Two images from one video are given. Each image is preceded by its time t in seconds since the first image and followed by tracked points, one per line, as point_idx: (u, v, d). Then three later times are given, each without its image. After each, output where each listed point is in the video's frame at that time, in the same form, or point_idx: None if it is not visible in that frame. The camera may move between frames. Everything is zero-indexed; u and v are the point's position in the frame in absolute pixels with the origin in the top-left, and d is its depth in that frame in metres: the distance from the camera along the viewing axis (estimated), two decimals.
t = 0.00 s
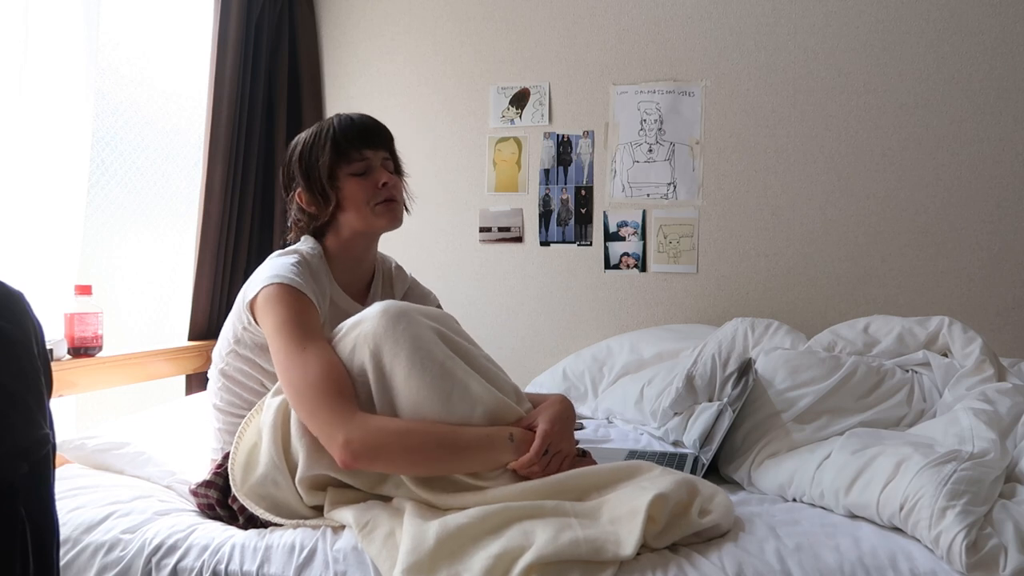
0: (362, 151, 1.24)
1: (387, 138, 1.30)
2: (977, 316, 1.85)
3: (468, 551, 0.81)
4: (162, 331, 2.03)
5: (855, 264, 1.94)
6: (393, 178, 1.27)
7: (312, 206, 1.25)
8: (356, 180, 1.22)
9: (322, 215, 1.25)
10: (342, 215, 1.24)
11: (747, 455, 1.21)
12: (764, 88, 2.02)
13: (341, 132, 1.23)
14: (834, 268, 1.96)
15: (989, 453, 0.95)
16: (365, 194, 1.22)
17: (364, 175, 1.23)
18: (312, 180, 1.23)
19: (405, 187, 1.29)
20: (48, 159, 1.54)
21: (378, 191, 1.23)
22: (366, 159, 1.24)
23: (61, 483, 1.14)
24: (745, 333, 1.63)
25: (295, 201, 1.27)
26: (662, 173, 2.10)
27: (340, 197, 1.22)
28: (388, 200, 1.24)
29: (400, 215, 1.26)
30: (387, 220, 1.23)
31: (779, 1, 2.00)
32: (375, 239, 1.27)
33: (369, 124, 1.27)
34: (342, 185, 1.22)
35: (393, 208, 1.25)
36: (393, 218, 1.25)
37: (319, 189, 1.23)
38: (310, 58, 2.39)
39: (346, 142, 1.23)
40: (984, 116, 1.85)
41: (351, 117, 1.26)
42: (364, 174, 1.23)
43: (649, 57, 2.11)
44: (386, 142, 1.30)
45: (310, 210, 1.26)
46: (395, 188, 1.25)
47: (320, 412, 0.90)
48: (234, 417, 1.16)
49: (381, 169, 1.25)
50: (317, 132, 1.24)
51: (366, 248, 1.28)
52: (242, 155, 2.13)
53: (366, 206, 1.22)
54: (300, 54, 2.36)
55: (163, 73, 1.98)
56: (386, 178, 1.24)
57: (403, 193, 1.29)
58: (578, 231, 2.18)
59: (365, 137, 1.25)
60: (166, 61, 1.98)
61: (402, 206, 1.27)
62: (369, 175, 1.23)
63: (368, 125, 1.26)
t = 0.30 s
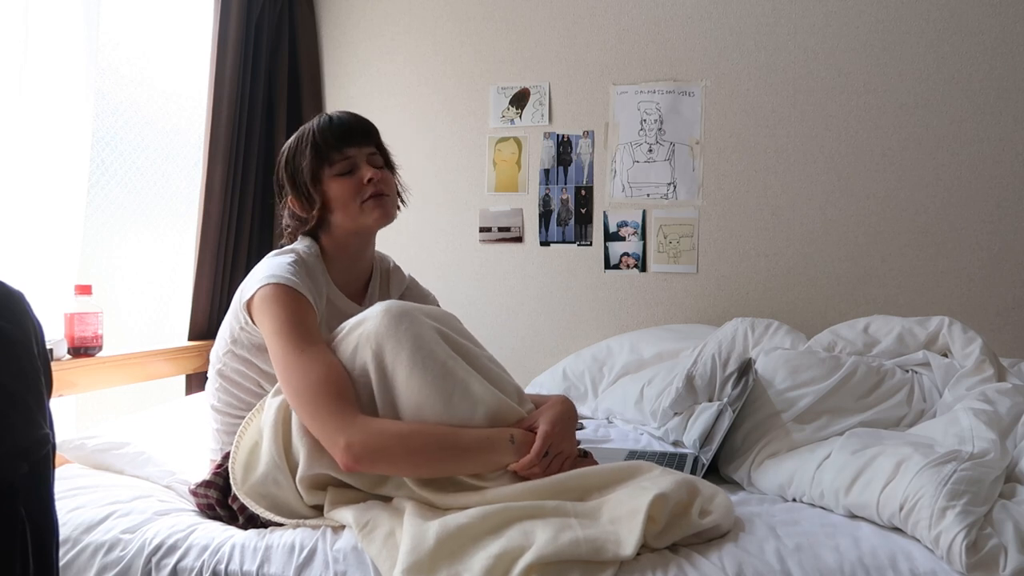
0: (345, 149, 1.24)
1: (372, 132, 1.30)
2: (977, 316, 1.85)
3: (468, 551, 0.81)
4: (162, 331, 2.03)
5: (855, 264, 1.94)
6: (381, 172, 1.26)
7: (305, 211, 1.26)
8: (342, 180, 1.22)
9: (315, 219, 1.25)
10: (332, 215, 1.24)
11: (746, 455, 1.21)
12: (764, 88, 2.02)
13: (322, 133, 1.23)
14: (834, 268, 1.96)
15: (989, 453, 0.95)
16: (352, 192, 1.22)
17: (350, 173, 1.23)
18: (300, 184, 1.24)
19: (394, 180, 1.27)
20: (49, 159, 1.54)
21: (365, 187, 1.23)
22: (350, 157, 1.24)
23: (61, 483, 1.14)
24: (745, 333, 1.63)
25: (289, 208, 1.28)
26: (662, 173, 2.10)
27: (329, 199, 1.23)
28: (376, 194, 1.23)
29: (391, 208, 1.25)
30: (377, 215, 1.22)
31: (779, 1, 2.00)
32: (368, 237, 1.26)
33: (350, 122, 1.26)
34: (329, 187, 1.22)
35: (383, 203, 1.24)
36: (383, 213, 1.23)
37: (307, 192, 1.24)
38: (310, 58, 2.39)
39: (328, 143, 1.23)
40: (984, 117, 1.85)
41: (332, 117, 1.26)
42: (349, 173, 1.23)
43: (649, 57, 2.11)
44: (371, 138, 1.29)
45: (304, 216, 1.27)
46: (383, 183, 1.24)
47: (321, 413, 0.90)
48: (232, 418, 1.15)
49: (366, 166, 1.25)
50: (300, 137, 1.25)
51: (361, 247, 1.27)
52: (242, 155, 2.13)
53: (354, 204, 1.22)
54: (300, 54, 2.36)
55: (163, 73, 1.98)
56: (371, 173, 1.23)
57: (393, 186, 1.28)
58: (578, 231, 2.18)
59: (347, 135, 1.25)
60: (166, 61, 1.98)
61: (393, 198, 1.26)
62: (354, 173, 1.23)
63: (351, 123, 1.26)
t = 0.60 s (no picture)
0: (344, 146, 1.24)
1: (376, 133, 1.30)
2: (977, 316, 1.85)
3: (468, 551, 0.81)
4: (162, 330, 2.03)
5: (855, 264, 1.94)
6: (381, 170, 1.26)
7: (304, 207, 1.26)
8: (340, 176, 1.22)
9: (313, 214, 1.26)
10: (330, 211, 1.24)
11: (746, 456, 1.21)
12: (764, 88, 2.02)
13: (324, 130, 1.24)
14: (834, 268, 1.96)
15: (989, 453, 0.95)
16: (349, 188, 1.22)
17: (350, 170, 1.23)
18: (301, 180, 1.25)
19: (394, 179, 1.27)
20: (49, 159, 1.54)
21: (362, 184, 1.22)
22: (350, 155, 1.24)
23: (61, 483, 1.14)
24: (745, 333, 1.63)
25: (290, 204, 1.29)
26: (662, 173, 2.10)
27: (327, 194, 1.23)
28: (375, 190, 1.22)
29: (390, 206, 1.24)
30: (373, 212, 1.21)
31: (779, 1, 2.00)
32: (366, 235, 1.25)
33: (354, 121, 1.27)
34: (328, 182, 1.23)
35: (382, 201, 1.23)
36: (381, 210, 1.22)
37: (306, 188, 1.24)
38: (310, 58, 2.39)
39: (328, 139, 1.23)
40: (984, 117, 1.85)
41: (334, 116, 1.27)
42: (349, 169, 1.23)
43: (649, 57, 2.11)
44: (375, 138, 1.30)
45: (303, 211, 1.27)
46: (381, 180, 1.23)
47: (318, 415, 0.89)
48: (232, 419, 1.15)
49: (365, 163, 1.25)
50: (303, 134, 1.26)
51: (358, 245, 1.27)
52: (242, 155, 2.13)
53: (351, 199, 1.22)
54: (300, 54, 2.36)
55: (164, 73, 1.98)
56: (369, 170, 1.22)
57: (394, 185, 1.27)
58: (578, 231, 2.18)
59: (349, 133, 1.25)
60: (167, 61, 1.98)
61: (392, 196, 1.25)
62: (354, 169, 1.23)
63: (352, 121, 1.27)
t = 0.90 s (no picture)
0: (366, 143, 1.26)
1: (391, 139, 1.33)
2: (977, 316, 1.85)
3: (468, 551, 0.81)
4: (162, 330, 2.03)
5: (855, 264, 1.94)
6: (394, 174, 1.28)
7: (310, 193, 1.25)
8: (356, 170, 1.23)
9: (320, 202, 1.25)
10: (339, 204, 1.23)
11: (746, 456, 1.21)
12: (764, 88, 2.02)
13: (347, 124, 1.25)
14: (834, 268, 1.96)
15: (989, 453, 0.95)
16: (365, 183, 1.23)
17: (366, 166, 1.24)
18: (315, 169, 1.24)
19: (404, 185, 1.30)
20: (49, 159, 1.54)
21: (378, 183, 1.24)
22: (369, 152, 1.26)
23: (61, 483, 1.14)
24: (745, 333, 1.63)
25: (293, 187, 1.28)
26: (662, 173, 2.10)
27: (340, 185, 1.23)
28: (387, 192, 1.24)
29: (398, 210, 1.26)
30: (384, 211, 1.23)
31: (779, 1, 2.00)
32: (369, 234, 1.26)
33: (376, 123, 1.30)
34: (343, 173, 1.23)
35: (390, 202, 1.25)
36: (390, 210, 1.24)
37: (320, 177, 1.24)
38: (310, 58, 2.39)
39: (352, 133, 1.25)
40: (985, 117, 1.85)
41: (358, 114, 1.28)
42: (365, 166, 1.24)
43: (649, 57, 2.11)
44: (390, 143, 1.32)
45: (307, 198, 1.26)
46: (396, 183, 1.26)
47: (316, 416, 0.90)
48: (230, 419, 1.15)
49: (382, 163, 1.27)
50: (324, 124, 1.26)
51: (356, 244, 1.27)
52: (242, 155, 2.13)
53: (364, 196, 1.22)
54: (300, 54, 2.36)
55: (164, 73, 1.98)
56: (387, 171, 1.25)
57: (402, 191, 1.30)
58: (578, 231, 2.18)
59: (370, 132, 1.27)
60: (167, 61, 1.98)
61: (401, 202, 1.27)
62: (370, 167, 1.25)
63: (375, 122, 1.29)
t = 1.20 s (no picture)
0: (372, 146, 1.25)
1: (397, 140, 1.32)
2: (977, 316, 1.85)
3: (468, 551, 0.81)
4: (162, 331, 2.03)
5: (855, 264, 1.94)
6: (399, 179, 1.27)
7: (314, 196, 1.25)
8: (363, 175, 1.23)
9: (325, 205, 1.24)
10: (344, 208, 1.23)
11: (746, 456, 1.21)
12: (764, 88, 2.02)
13: (353, 127, 1.24)
14: (834, 268, 1.96)
15: (989, 453, 0.95)
16: (371, 189, 1.22)
17: (372, 171, 1.24)
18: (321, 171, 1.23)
19: (409, 189, 1.30)
20: (49, 159, 1.54)
21: (384, 187, 1.24)
22: (375, 155, 1.26)
23: (61, 483, 1.14)
24: (745, 333, 1.63)
25: (296, 189, 1.26)
26: (662, 173, 2.10)
27: (346, 189, 1.22)
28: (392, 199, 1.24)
29: (402, 216, 1.27)
30: (389, 217, 1.24)
31: (779, 1, 2.00)
32: (372, 237, 1.26)
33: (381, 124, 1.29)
34: (349, 178, 1.22)
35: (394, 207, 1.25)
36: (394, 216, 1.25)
37: (325, 180, 1.23)
38: (310, 58, 2.39)
39: (358, 136, 1.24)
40: (984, 117, 1.85)
41: (364, 115, 1.28)
42: (371, 170, 1.24)
43: (649, 57, 2.11)
44: (395, 144, 1.31)
45: (311, 200, 1.26)
46: (401, 187, 1.26)
47: (318, 417, 0.90)
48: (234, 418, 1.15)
49: (388, 167, 1.26)
50: (329, 126, 1.26)
51: (360, 248, 1.27)
52: (242, 155, 2.13)
53: (370, 202, 1.22)
54: (300, 54, 2.36)
55: (164, 73, 1.98)
56: (393, 175, 1.25)
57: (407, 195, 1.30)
58: (578, 231, 2.18)
59: (376, 135, 1.27)
60: (167, 61, 1.98)
61: (404, 208, 1.28)
62: (376, 171, 1.24)
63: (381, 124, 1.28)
